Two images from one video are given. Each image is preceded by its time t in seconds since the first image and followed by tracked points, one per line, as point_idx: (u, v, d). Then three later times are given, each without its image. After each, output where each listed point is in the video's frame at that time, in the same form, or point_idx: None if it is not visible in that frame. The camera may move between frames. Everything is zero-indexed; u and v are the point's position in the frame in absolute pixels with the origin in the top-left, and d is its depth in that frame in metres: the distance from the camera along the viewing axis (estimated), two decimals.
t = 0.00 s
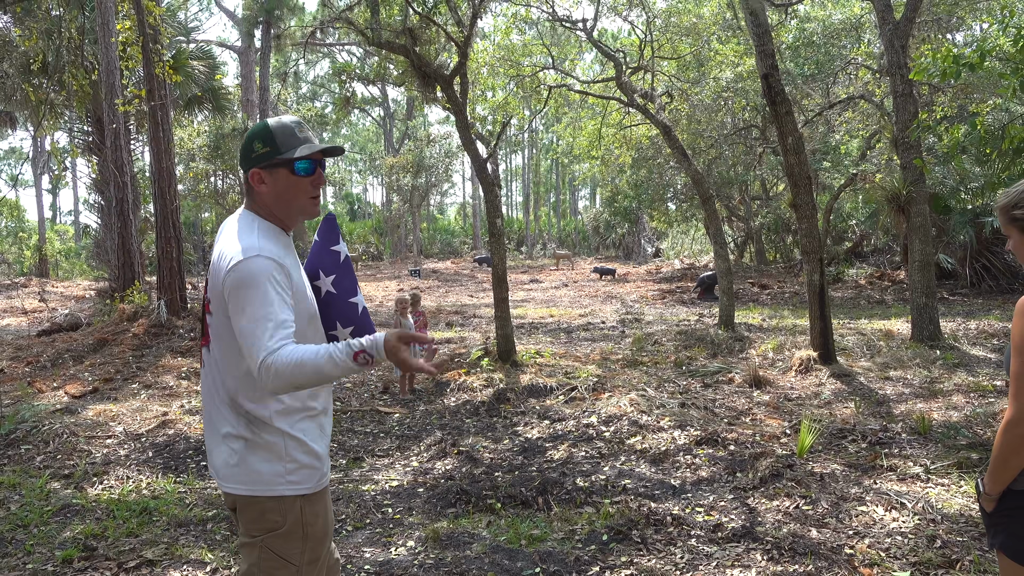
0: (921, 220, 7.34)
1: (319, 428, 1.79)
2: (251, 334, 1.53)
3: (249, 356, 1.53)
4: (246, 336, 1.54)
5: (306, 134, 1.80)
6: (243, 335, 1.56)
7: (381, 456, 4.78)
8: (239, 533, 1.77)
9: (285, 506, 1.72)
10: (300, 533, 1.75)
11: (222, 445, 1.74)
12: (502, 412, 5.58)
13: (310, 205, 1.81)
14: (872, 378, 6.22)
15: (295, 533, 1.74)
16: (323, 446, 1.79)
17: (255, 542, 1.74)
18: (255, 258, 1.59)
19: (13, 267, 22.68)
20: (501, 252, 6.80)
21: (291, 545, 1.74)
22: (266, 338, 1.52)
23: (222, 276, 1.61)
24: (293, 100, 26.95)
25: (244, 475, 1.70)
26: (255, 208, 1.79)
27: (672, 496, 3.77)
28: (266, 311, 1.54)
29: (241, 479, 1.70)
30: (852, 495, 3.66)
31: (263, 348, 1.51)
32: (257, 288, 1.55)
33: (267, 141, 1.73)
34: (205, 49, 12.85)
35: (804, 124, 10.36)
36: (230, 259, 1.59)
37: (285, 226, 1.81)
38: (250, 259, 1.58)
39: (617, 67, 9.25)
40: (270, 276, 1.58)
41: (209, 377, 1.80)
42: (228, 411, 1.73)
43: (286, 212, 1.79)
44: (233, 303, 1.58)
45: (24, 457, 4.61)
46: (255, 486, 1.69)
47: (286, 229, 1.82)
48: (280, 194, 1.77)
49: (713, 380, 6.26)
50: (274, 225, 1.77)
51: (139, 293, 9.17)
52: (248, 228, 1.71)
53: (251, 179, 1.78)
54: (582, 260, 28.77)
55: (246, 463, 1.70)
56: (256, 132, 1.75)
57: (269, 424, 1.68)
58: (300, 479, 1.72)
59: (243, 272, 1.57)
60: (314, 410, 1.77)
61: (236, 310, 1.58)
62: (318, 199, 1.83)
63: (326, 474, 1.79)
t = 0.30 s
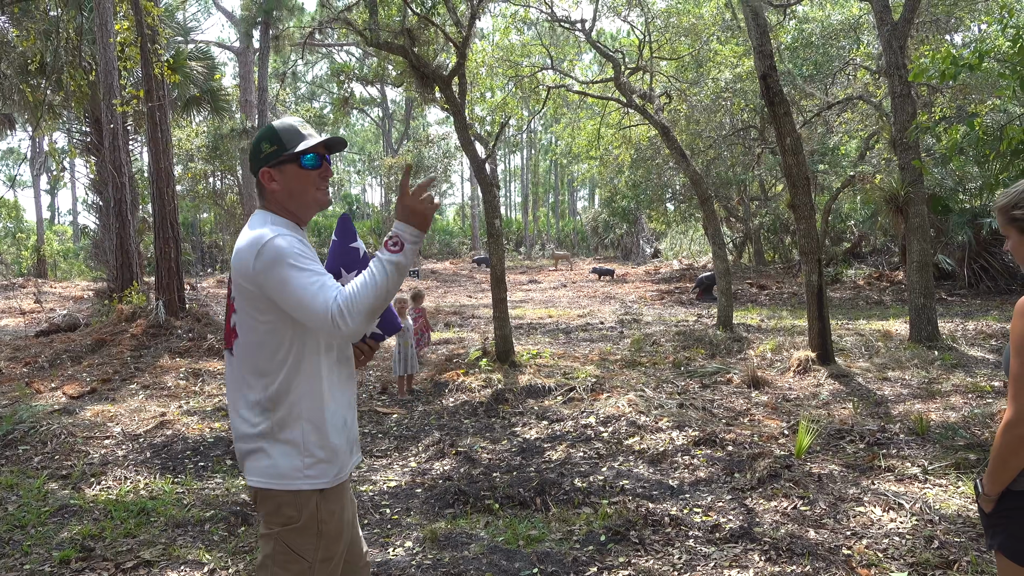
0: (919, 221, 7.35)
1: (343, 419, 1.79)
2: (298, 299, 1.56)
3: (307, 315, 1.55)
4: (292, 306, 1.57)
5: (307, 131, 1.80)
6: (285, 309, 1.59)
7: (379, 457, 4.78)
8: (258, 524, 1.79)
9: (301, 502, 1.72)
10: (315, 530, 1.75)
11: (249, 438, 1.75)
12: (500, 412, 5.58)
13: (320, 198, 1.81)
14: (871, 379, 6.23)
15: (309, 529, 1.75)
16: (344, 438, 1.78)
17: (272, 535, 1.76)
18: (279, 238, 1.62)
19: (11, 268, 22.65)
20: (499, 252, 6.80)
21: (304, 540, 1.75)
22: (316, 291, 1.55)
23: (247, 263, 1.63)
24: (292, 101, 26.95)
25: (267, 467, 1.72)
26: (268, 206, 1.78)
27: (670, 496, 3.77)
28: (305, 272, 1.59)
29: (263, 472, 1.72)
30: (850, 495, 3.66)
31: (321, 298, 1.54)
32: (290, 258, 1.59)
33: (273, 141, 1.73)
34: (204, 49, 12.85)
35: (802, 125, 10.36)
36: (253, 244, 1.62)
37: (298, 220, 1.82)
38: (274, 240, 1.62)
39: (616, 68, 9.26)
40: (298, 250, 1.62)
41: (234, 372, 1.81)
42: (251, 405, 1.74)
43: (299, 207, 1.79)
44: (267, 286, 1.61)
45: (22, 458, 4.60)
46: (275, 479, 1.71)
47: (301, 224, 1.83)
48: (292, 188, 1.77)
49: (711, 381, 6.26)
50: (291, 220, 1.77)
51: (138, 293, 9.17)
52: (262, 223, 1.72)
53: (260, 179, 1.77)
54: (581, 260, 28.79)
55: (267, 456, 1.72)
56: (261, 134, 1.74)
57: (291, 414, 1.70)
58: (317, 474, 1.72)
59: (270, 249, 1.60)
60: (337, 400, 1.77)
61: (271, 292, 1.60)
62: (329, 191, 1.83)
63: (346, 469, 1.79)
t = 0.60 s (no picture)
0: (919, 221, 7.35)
1: (367, 416, 1.86)
2: (324, 306, 1.66)
3: (331, 324, 1.66)
4: (318, 310, 1.67)
5: (346, 144, 1.87)
6: (313, 313, 1.68)
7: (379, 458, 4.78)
8: (286, 519, 1.87)
9: (323, 498, 1.80)
10: (338, 525, 1.82)
11: (278, 432, 1.84)
12: (500, 413, 5.58)
13: (349, 210, 1.89)
14: (870, 379, 6.23)
15: (332, 524, 1.81)
16: (368, 436, 1.85)
17: (299, 531, 1.84)
18: (313, 241, 1.71)
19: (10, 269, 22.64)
20: (499, 253, 6.80)
21: (328, 535, 1.82)
22: (343, 301, 1.67)
23: (278, 263, 1.71)
24: (292, 102, 26.96)
25: (292, 462, 1.80)
26: (299, 210, 1.86)
27: (670, 497, 3.77)
28: (335, 281, 1.69)
29: (289, 465, 1.80)
30: (850, 496, 3.67)
31: (346, 310, 1.66)
32: (323, 263, 1.68)
33: (312, 150, 1.81)
34: (204, 50, 12.85)
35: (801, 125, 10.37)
36: (285, 247, 1.70)
37: (329, 228, 1.89)
38: (309, 243, 1.70)
39: (616, 68, 9.26)
40: (328, 254, 1.71)
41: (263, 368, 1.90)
42: (280, 401, 1.83)
43: (327, 217, 1.87)
44: (297, 288, 1.69)
45: (22, 459, 4.60)
46: (300, 474, 1.78)
47: (332, 231, 1.90)
48: (322, 199, 1.84)
49: (711, 381, 6.26)
50: (323, 228, 1.85)
51: (137, 295, 9.18)
52: (292, 224, 1.79)
53: (296, 184, 1.86)
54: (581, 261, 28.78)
55: (294, 451, 1.80)
56: (302, 143, 1.83)
57: (316, 410, 1.78)
58: (340, 469, 1.79)
59: (303, 252, 1.68)
60: (361, 399, 1.85)
61: (300, 293, 1.69)
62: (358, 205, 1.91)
63: (368, 465, 1.85)
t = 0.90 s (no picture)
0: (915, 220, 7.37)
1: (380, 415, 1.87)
2: (325, 311, 1.69)
3: (326, 333, 1.68)
4: (320, 316, 1.70)
5: (359, 148, 1.91)
6: (317, 316, 1.71)
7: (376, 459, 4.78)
8: (326, 523, 1.89)
9: (353, 492, 1.81)
10: (380, 514, 1.82)
11: (291, 432, 1.86)
12: (498, 414, 5.59)
13: (364, 212, 1.92)
14: (868, 379, 6.24)
15: (373, 514, 1.82)
16: (384, 435, 1.85)
17: (344, 530, 1.85)
18: (323, 246, 1.74)
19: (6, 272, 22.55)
20: (496, 254, 6.81)
21: (373, 526, 1.83)
22: (341, 309, 1.68)
23: (291, 265, 1.76)
24: (289, 104, 26.93)
25: (310, 463, 1.81)
26: (315, 213, 1.91)
27: (668, 497, 3.78)
28: (339, 287, 1.71)
29: (309, 467, 1.81)
30: (846, 495, 3.67)
31: (340, 320, 1.67)
32: (329, 269, 1.71)
33: (326, 157, 1.86)
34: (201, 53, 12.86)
35: (797, 125, 10.39)
36: (298, 250, 1.75)
37: (349, 233, 1.93)
38: (318, 247, 1.73)
39: (612, 69, 9.27)
40: (336, 259, 1.74)
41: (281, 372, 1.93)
42: (293, 401, 1.85)
43: (344, 221, 1.90)
44: (304, 290, 1.73)
45: (19, 462, 4.59)
46: (322, 474, 1.79)
47: (350, 236, 1.93)
48: (336, 202, 1.88)
49: (708, 381, 6.27)
50: (339, 232, 1.89)
51: (135, 297, 9.17)
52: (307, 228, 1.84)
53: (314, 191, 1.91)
54: (578, 262, 28.80)
55: (310, 450, 1.82)
56: (318, 151, 1.89)
57: (328, 407, 1.79)
58: (361, 463, 1.79)
59: (311, 254, 1.71)
60: (375, 399, 1.85)
61: (307, 295, 1.72)
62: (372, 207, 1.93)
63: (389, 457, 1.86)
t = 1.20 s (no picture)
0: (909, 221, 7.40)
1: (384, 409, 1.88)
2: (337, 289, 1.69)
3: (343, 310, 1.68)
4: (332, 299, 1.70)
5: (357, 143, 1.90)
6: (328, 298, 1.71)
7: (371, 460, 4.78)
8: (324, 521, 1.89)
9: (354, 488, 1.81)
10: (379, 512, 1.83)
11: (293, 428, 1.86)
12: (493, 415, 5.59)
13: (364, 208, 1.92)
14: (862, 379, 6.27)
15: (372, 512, 1.83)
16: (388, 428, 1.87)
17: (342, 528, 1.85)
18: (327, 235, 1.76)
19: None
20: (492, 255, 6.81)
21: (372, 523, 1.83)
22: (354, 281, 1.69)
23: (296, 258, 1.77)
24: (284, 105, 26.91)
25: (314, 458, 1.81)
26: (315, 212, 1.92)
27: (662, 498, 3.79)
28: (346, 265, 1.72)
29: (312, 461, 1.82)
30: (840, 495, 3.69)
31: (358, 288, 1.68)
32: (335, 255, 1.72)
33: (324, 155, 1.87)
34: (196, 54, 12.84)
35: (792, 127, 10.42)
36: (299, 242, 1.77)
37: (352, 229, 1.93)
38: (321, 237, 1.75)
39: (608, 71, 9.29)
40: (339, 246, 1.76)
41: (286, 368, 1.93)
42: (296, 396, 1.86)
43: (344, 218, 1.90)
44: (311, 279, 1.74)
45: (12, 464, 4.58)
46: (325, 469, 1.80)
47: (353, 232, 1.94)
48: (334, 199, 1.89)
49: (703, 382, 6.29)
50: (340, 226, 1.89)
51: (129, 299, 9.15)
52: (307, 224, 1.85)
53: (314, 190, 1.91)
54: (574, 263, 28.81)
55: (312, 444, 1.82)
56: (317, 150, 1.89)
57: (333, 399, 1.80)
58: (363, 459, 1.80)
59: (315, 245, 1.73)
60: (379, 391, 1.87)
61: (314, 284, 1.73)
62: (371, 204, 1.93)
63: (391, 454, 1.87)
